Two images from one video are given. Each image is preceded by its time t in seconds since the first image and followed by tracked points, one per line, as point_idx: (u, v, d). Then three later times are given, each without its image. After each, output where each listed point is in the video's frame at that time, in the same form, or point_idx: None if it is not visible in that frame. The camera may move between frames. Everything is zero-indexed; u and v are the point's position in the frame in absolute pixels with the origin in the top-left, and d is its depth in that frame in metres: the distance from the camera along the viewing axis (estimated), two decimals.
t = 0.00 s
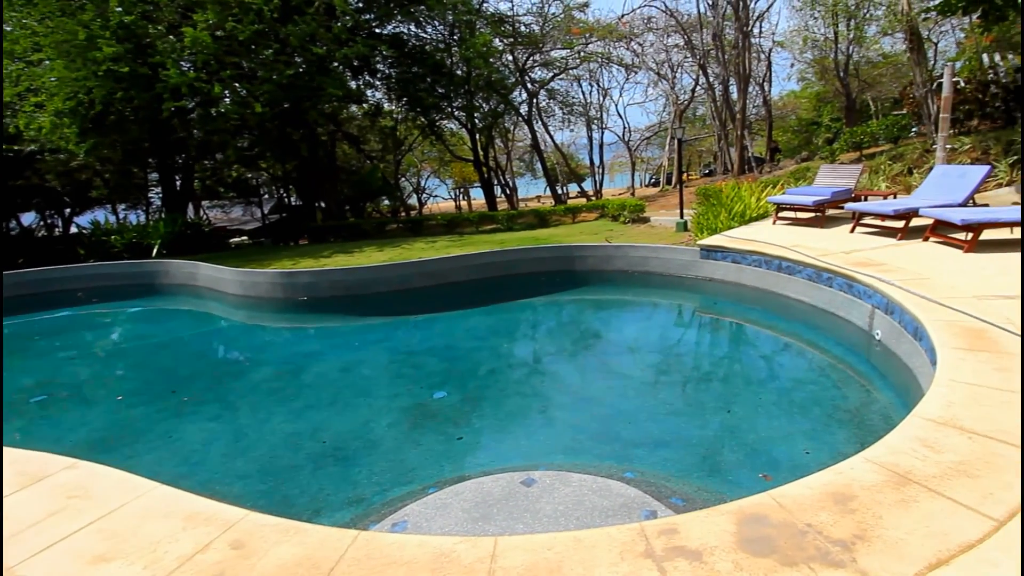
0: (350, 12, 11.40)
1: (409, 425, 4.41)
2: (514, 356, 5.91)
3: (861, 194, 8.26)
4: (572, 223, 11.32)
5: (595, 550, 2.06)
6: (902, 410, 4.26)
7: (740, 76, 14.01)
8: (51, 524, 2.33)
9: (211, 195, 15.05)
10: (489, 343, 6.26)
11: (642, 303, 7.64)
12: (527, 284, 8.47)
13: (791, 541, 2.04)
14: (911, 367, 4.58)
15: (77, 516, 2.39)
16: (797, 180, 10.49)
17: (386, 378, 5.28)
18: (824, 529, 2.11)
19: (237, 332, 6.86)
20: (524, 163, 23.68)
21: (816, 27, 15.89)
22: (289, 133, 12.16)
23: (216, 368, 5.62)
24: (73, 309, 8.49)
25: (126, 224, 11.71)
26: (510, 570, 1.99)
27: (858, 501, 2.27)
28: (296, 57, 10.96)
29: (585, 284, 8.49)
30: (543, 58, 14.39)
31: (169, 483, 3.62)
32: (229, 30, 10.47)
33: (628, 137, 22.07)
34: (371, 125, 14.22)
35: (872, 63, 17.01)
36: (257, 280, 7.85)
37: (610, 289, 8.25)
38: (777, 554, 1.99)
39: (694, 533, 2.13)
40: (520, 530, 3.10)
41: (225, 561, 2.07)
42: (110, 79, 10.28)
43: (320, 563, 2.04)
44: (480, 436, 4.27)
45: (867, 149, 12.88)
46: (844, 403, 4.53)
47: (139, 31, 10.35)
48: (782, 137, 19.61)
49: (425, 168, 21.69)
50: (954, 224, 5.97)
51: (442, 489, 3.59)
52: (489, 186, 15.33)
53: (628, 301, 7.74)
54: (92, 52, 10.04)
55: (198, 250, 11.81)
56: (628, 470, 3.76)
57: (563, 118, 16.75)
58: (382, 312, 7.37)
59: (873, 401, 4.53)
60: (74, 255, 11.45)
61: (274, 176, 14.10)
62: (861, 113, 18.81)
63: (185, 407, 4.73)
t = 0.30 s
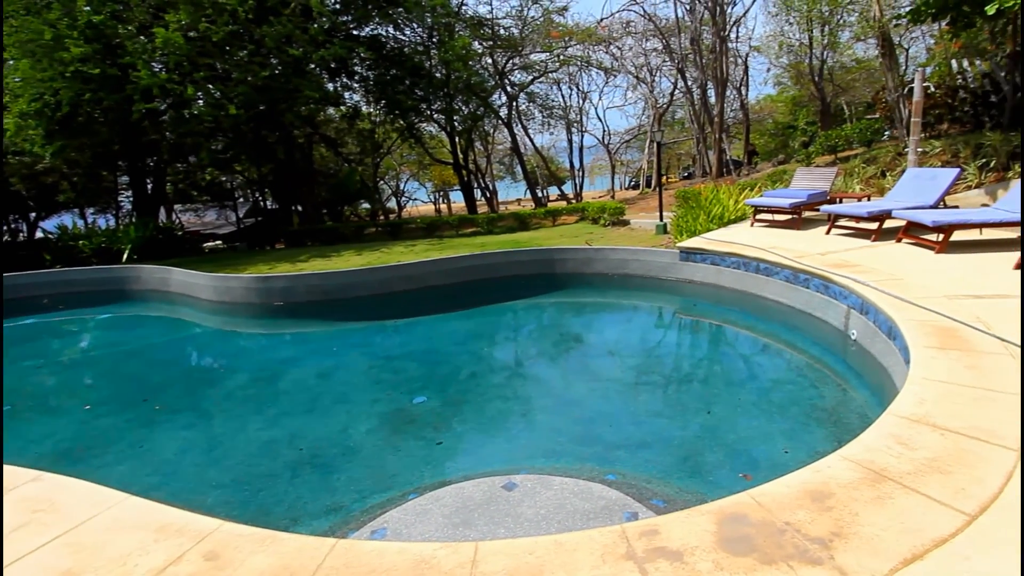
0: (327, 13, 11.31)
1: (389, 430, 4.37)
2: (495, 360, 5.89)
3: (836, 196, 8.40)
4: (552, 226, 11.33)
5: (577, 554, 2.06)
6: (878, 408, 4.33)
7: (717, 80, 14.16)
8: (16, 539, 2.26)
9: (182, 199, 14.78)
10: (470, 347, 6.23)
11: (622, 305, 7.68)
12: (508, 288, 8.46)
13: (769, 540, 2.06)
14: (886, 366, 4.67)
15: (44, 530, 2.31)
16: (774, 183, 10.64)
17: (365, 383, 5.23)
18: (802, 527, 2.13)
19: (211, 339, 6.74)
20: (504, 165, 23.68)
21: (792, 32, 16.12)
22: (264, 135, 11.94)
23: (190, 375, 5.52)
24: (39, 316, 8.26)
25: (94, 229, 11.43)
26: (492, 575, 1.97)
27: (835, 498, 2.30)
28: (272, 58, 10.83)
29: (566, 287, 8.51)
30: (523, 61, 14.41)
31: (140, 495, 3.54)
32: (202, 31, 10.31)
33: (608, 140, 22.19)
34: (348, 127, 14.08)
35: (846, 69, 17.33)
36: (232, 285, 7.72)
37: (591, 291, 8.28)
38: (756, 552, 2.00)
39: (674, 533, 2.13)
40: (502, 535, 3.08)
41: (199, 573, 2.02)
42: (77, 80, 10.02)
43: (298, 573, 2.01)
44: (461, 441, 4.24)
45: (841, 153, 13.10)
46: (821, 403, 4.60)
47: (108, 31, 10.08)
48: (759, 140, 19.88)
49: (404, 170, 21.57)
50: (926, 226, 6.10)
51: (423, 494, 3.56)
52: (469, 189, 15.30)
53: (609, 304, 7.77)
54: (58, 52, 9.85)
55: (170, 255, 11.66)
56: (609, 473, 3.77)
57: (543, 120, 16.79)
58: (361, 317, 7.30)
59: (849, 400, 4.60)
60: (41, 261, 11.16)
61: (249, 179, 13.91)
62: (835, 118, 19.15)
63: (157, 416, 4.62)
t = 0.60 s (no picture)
0: (302, 14, 11.20)
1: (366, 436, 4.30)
2: (476, 364, 5.84)
3: (811, 198, 8.53)
4: (532, 229, 11.32)
5: (558, 556, 2.02)
6: (853, 406, 4.38)
7: (695, 84, 14.27)
8: None
9: (152, 203, 14.48)
10: (450, 350, 6.17)
11: (602, 308, 7.68)
12: (487, 291, 8.42)
13: (749, 537, 2.06)
14: (860, 364, 4.72)
15: (4, 547, 2.21)
16: (751, 186, 10.77)
17: (341, 389, 5.14)
18: (780, 523, 2.13)
19: (183, 346, 6.58)
20: (483, 169, 23.65)
21: (768, 37, 16.32)
22: (237, 138, 11.71)
23: (161, 384, 5.37)
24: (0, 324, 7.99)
25: (58, 233, 11.12)
26: None
27: (812, 494, 2.30)
28: (244, 58, 10.64)
29: (546, 289, 8.50)
30: (501, 63, 14.40)
31: (108, 508, 3.42)
32: (172, 30, 10.11)
33: (587, 143, 22.29)
34: (324, 129, 13.92)
35: (819, 73, 17.63)
36: (204, 291, 7.57)
37: (571, 294, 8.28)
38: (735, 550, 1.99)
39: (657, 533, 2.11)
40: (483, 540, 3.04)
41: None
42: (39, 80, 9.82)
43: None
44: (441, 446, 4.18)
45: (816, 155, 13.31)
46: (798, 402, 4.63)
47: (72, 29, 9.88)
48: (736, 143, 20.13)
49: (382, 174, 21.41)
50: (897, 227, 6.20)
51: (402, 501, 3.50)
52: (448, 192, 15.22)
53: (589, 306, 7.78)
54: (20, 51, 9.68)
55: (138, 260, 11.41)
56: (591, 475, 3.74)
57: (522, 123, 16.78)
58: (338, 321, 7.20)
59: (826, 398, 4.64)
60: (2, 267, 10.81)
61: (221, 182, 13.69)
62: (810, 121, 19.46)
63: (125, 426, 4.49)
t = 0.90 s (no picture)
0: (276, 14, 11.06)
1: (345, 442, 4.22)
2: (456, 368, 5.78)
3: (787, 200, 8.64)
4: (513, 232, 11.29)
5: (541, 559, 2.00)
6: (830, 403, 4.43)
7: (674, 87, 14.36)
8: None
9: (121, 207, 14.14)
10: (430, 355, 6.11)
11: (582, 310, 7.68)
12: (467, 294, 8.37)
13: (729, 535, 2.06)
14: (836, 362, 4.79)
15: None
16: (729, 188, 10.87)
17: (318, 396, 5.05)
18: (759, 521, 2.14)
19: (154, 354, 6.43)
20: (463, 171, 23.57)
21: (744, 42, 16.65)
22: (209, 140, 11.45)
23: (131, 394, 5.23)
24: None
25: (20, 239, 10.80)
26: None
27: (790, 491, 2.32)
28: (217, 59, 10.46)
29: (526, 292, 8.48)
30: (481, 66, 14.35)
31: (76, 522, 3.30)
32: (140, 30, 9.90)
33: (567, 146, 22.33)
34: (300, 132, 13.74)
35: (795, 78, 17.89)
36: (176, 297, 7.41)
37: (551, 297, 8.27)
38: (716, 548, 2.00)
39: (639, 534, 2.10)
40: (464, 545, 3.00)
41: None
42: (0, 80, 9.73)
43: None
44: (420, 451, 4.12)
45: (792, 158, 13.50)
46: (777, 400, 4.67)
47: (35, 28, 9.66)
48: (715, 147, 20.33)
49: (360, 177, 21.20)
50: (870, 228, 6.31)
51: (382, 507, 3.44)
52: (427, 195, 15.13)
53: (570, 309, 7.78)
54: None
55: (106, 266, 11.12)
56: (573, 477, 3.72)
57: (502, 126, 16.73)
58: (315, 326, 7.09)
59: (803, 396, 4.69)
60: None
61: (193, 185, 13.45)
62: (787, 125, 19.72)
63: (94, 438, 4.35)
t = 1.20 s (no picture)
0: (252, 14, 10.90)
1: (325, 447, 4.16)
2: (438, 371, 5.74)
3: (766, 202, 8.75)
4: (494, 234, 11.26)
5: (523, 562, 1.98)
6: (808, 402, 4.48)
7: (653, 90, 14.44)
8: None
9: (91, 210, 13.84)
10: (411, 358, 6.06)
11: (564, 312, 7.68)
12: (448, 297, 8.33)
13: (709, 534, 2.07)
14: (815, 361, 4.84)
15: None
16: (709, 190, 10.97)
17: (296, 401, 4.97)
18: (739, 519, 2.15)
19: (126, 360, 6.29)
20: (444, 173, 23.49)
21: (722, 46, 16.88)
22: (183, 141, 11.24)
23: (103, 401, 5.10)
24: None
25: None
26: None
27: (769, 489, 2.33)
28: (191, 58, 10.29)
29: (508, 294, 8.46)
30: (461, 68, 14.34)
31: (45, 534, 3.21)
32: (110, 28, 9.70)
33: (548, 148, 22.38)
34: (277, 133, 13.58)
35: (773, 81, 18.13)
36: (149, 302, 7.27)
37: (533, 299, 8.26)
38: (697, 547, 2.00)
39: (621, 535, 2.10)
40: (446, 549, 2.98)
41: None
42: None
43: None
44: (401, 456, 4.08)
45: (770, 161, 13.66)
46: (757, 400, 4.70)
47: None
48: (694, 149, 20.51)
49: (339, 179, 20.98)
50: (847, 230, 6.41)
51: (363, 513, 3.39)
52: (407, 197, 15.03)
53: (552, 311, 7.77)
54: None
55: (75, 270, 10.87)
56: (555, 479, 3.71)
57: (483, 128, 16.69)
58: (294, 330, 7.00)
59: (783, 395, 4.73)
60: None
61: (166, 187, 13.22)
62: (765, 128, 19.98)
63: (64, 447, 4.24)
